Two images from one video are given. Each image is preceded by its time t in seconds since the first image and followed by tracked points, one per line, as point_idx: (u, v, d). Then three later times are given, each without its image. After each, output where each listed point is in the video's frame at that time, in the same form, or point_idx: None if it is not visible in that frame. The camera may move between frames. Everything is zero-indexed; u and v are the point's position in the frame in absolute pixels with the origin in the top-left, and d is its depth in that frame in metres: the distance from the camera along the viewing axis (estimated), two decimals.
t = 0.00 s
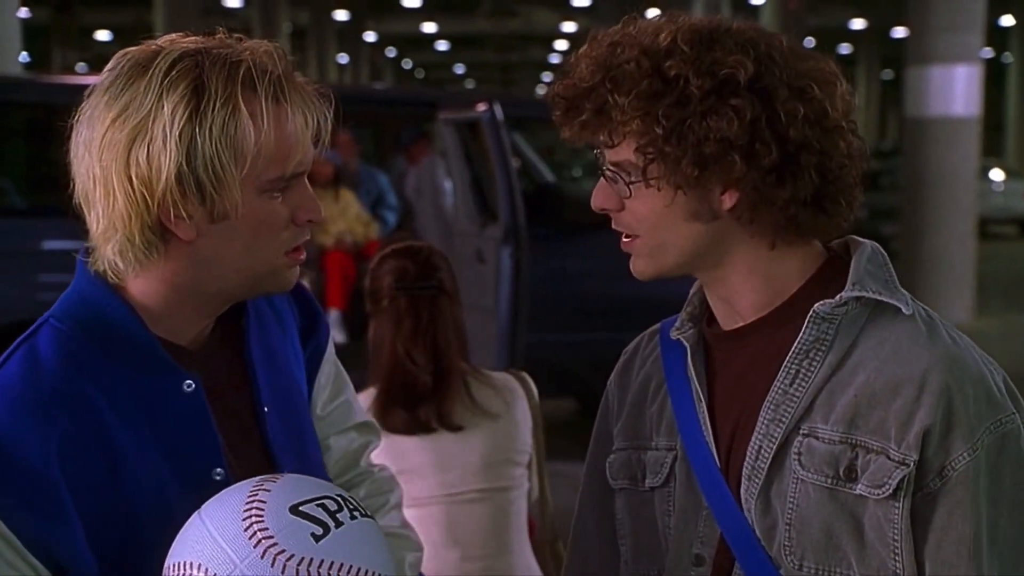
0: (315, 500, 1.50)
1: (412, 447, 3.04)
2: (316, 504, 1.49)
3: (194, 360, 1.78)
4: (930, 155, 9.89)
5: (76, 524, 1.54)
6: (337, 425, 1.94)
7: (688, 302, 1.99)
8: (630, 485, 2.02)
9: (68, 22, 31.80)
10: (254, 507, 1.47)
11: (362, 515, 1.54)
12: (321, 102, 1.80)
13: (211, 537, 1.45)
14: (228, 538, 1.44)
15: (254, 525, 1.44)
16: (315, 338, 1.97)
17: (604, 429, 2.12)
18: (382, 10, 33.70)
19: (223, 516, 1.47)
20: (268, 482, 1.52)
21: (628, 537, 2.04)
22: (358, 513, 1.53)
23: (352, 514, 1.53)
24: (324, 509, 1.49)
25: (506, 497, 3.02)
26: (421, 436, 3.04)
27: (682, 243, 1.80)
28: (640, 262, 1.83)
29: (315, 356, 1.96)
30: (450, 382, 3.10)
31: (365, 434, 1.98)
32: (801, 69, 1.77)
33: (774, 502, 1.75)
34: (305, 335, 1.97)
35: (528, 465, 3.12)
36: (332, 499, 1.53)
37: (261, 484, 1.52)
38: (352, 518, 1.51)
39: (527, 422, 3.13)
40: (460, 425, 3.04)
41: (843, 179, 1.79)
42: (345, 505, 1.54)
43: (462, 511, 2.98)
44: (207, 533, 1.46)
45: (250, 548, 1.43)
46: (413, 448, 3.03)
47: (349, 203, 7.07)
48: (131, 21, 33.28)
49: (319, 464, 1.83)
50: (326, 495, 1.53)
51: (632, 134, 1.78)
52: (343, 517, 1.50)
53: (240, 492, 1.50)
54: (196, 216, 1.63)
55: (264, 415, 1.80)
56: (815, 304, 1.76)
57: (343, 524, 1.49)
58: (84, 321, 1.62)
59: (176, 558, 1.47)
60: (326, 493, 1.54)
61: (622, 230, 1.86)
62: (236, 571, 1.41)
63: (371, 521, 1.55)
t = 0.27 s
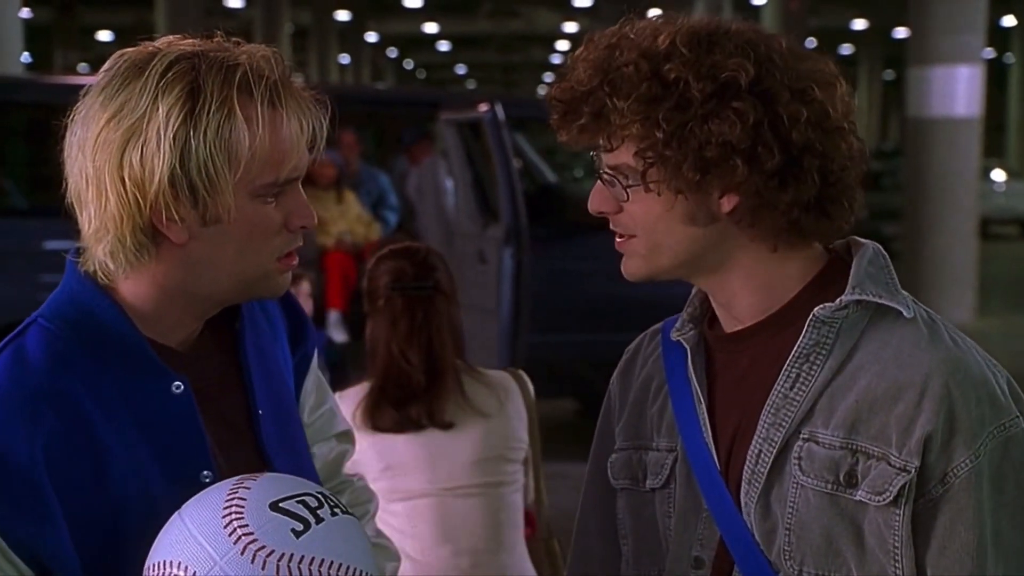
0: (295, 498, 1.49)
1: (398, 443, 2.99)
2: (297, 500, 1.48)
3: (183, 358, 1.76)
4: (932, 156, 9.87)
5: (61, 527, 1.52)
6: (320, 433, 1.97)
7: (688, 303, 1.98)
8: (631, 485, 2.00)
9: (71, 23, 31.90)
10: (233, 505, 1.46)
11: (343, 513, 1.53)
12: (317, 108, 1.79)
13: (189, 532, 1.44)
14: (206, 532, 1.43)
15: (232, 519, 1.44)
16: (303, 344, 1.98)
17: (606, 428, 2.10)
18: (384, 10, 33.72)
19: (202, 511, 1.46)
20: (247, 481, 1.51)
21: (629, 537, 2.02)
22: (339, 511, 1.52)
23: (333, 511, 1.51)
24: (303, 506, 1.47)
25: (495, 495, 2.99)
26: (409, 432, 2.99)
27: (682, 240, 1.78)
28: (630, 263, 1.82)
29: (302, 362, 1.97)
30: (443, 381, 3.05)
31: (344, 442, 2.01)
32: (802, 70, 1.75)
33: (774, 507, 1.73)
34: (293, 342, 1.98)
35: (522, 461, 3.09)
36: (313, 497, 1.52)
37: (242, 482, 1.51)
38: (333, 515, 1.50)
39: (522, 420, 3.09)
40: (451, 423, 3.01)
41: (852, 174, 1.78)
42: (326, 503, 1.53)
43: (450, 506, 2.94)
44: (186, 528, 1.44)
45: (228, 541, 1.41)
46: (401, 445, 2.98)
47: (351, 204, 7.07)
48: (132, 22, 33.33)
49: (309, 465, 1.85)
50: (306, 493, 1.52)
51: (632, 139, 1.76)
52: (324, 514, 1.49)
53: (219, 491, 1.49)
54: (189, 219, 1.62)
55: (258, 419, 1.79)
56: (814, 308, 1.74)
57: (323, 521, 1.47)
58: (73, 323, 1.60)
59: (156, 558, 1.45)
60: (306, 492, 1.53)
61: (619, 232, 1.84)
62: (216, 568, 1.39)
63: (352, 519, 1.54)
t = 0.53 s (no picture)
0: (288, 502, 1.48)
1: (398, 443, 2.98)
2: (290, 506, 1.48)
3: (178, 362, 1.76)
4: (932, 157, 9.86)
5: (55, 530, 1.52)
6: (309, 436, 2.01)
7: (675, 311, 1.96)
8: (624, 493, 2.00)
9: (74, 24, 31.96)
10: (226, 509, 1.46)
11: (338, 517, 1.52)
12: (312, 110, 1.79)
13: (182, 539, 1.44)
14: (199, 539, 1.43)
15: (226, 526, 1.43)
16: (293, 348, 1.98)
17: (602, 430, 2.09)
18: (385, 10, 33.70)
19: (195, 518, 1.46)
20: (241, 485, 1.51)
21: (625, 544, 2.02)
22: (333, 515, 1.51)
23: (327, 515, 1.51)
24: (297, 511, 1.47)
25: (492, 493, 2.97)
26: (406, 432, 2.98)
27: (637, 272, 1.79)
28: (601, 279, 1.82)
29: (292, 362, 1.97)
30: (442, 381, 3.05)
31: (331, 445, 2.05)
32: (757, 95, 1.72)
33: (768, 516, 1.74)
34: (283, 345, 1.98)
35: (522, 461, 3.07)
36: (308, 501, 1.52)
37: (235, 487, 1.51)
38: (327, 519, 1.49)
39: (523, 419, 3.07)
40: (450, 423, 2.99)
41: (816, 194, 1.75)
42: (320, 507, 1.52)
43: (448, 506, 2.93)
44: (179, 535, 1.45)
45: (222, 550, 1.41)
46: (401, 446, 2.97)
47: (353, 205, 7.07)
48: (134, 22, 33.30)
49: (300, 468, 1.85)
50: (300, 498, 1.52)
51: (581, 166, 1.75)
52: (318, 518, 1.48)
53: (213, 495, 1.49)
54: (183, 222, 1.62)
55: (250, 422, 1.79)
56: (795, 316, 1.74)
57: (317, 525, 1.47)
58: (65, 327, 1.60)
59: (149, 562, 1.46)
60: (300, 496, 1.52)
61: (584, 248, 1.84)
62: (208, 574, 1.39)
63: (347, 522, 1.53)
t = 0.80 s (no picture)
0: (283, 506, 1.49)
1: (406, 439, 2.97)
2: (284, 509, 1.49)
3: (174, 367, 1.78)
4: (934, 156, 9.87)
5: (48, 534, 1.54)
6: (303, 437, 2.02)
7: (661, 316, 1.97)
8: (615, 500, 2.01)
9: (76, 23, 31.99)
10: (220, 512, 1.47)
11: (332, 520, 1.53)
12: (311, 115, 1.80)
13: (175, 543, 1.45)
14: (193, 544, 1.44)
15: (219, 530, 1.44)
16: (286, 350, 1.99)
17: (590, 441, 2.10)
18: (388, 11, 33.71)
19: (188, 522, 1.47)
20: (235, 488, 1.52)
21: (616, 552, 2.04)
22: (328, 518, 1.52)
23: (321, 519, 1.52)
24: (291, 514, 1.48)
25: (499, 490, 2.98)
26: (415, 429, 2.98)
27: (621, 277, 1.80)
28: (594, 287, 1.82)
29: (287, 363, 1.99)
30: (447, 376, 3.03)
31: (324, 447, 2.06)
32: (738, 95, 1.73)
33: (758, 519, 1.74)
34: (277, 346, 1.99)
35: (527, 458, 3.09)
36: (301, 504, 1.53)
37: (228, 491, 1.51)
38: (321, 522, 1.50)
39: (526, 415, 3.09)
40: (457, 419, 3.00)
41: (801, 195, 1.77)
42: (314, 511, 1.53)
43: (457, 502, 2.93)
44: (172, 539, 1.45)
45: (216, 554, 1.42)
46: (409, 440, 2.96)
47: (354, 204, 7.08)
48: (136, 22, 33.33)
49: (294, 472, 1.86)
50: (294, 501, 1.53)
51: (565, 171, 1.76)
52: (311, 522, 1.49)
53: (207, 498, 1.50)
54: (178, 226, 1.63)
55: (245, 425, 1.81)
56: (781, 318, 1.75)
57: (311, 529, 1.47)
58: (59, 330, 1.61)
59: (143, 564, 1.47)
60: (294, 499, 1.53)
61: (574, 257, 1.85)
62: None
63: (341, 525, 1.54)
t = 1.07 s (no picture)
0: (280, 510, 1.49)
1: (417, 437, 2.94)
2: (282, 513, 1.48)
3: (171, 365, 1.78)
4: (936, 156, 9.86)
5: (45, 537, 1.54)
6: (302, 437, 2.01)
7: (666, 313, 1.98)
8: (613, 497, 2.01)
9: (78, 23, 32.00)
10: (217, 517, 1.46)
11: (330, 524, 1.53)
12: (306, 114, 1.80)
13: (173, 546, 1.45)
14: (190, 547, 1.44)
15: (215, 535, 1.44)
16: (286, 349, 1.99)
17: (590, 439, 2.09)
18: (389, 11, 33.70)
19: (187, 525, 1.47)
20: (232, 493, 1.52)
21: (614, 549, 2.03)
22: (326, 523, 1.52)
23: (319, 523, 1.51)
24: (288, 519, 1.48)
25: (507, 485, 2.97)
26: (426, 425, 2.95)
27: (628, 278, 1.80)
28: (595, 282, 1.83)
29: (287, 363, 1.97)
30: (455, 374, 3.03)
31: (322, 447, 2.05)
32: (752, 92, 1.72)
33: (758, 516, 1.74)
34: (276, 346, 1.99)
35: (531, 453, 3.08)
36: (299, 509, 1.52)
37: (227, 495, 1.51)
38: (319, 527, 1.49)
39: (533, 414, 3.06)
40: (464, 414, 2.97)
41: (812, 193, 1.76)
42: (312, 515, 1.53)
43: (467, 499, 2.92)
44: (169, 543, 1.45)
45: (212, 556, 1.42)
46: (417, 437, 2.93)
47: (356, 203, 7.08)
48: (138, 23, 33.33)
49: (294, 472, 1.86)
50: (292, 505, 1.52)
51: (577, 164, 1.76)
52: (309, 526, 1.49)
53: (204, 502, 1.50)
54: (174, 225, 1.62)
55: (243, 425, 1.80)
56: (789, 315, 1.75)
57: (308, 534, 1.47)
58: (56, 329, 1.61)
59: (140, 568, 1.46)
60: (292, 504, 1.53)
61: (580, 251, 1.85)
62: None
63: (340, 530, 1.54)
